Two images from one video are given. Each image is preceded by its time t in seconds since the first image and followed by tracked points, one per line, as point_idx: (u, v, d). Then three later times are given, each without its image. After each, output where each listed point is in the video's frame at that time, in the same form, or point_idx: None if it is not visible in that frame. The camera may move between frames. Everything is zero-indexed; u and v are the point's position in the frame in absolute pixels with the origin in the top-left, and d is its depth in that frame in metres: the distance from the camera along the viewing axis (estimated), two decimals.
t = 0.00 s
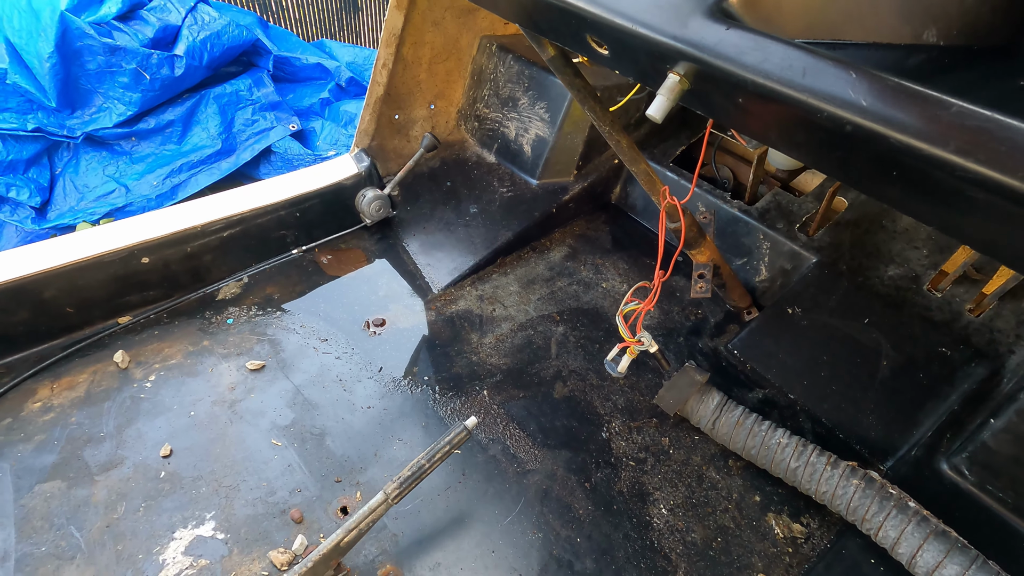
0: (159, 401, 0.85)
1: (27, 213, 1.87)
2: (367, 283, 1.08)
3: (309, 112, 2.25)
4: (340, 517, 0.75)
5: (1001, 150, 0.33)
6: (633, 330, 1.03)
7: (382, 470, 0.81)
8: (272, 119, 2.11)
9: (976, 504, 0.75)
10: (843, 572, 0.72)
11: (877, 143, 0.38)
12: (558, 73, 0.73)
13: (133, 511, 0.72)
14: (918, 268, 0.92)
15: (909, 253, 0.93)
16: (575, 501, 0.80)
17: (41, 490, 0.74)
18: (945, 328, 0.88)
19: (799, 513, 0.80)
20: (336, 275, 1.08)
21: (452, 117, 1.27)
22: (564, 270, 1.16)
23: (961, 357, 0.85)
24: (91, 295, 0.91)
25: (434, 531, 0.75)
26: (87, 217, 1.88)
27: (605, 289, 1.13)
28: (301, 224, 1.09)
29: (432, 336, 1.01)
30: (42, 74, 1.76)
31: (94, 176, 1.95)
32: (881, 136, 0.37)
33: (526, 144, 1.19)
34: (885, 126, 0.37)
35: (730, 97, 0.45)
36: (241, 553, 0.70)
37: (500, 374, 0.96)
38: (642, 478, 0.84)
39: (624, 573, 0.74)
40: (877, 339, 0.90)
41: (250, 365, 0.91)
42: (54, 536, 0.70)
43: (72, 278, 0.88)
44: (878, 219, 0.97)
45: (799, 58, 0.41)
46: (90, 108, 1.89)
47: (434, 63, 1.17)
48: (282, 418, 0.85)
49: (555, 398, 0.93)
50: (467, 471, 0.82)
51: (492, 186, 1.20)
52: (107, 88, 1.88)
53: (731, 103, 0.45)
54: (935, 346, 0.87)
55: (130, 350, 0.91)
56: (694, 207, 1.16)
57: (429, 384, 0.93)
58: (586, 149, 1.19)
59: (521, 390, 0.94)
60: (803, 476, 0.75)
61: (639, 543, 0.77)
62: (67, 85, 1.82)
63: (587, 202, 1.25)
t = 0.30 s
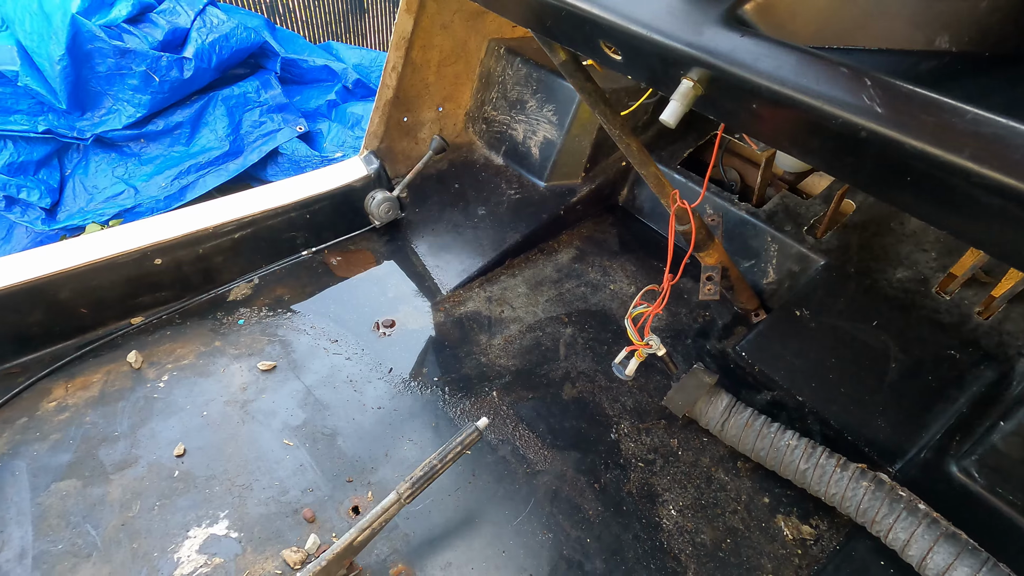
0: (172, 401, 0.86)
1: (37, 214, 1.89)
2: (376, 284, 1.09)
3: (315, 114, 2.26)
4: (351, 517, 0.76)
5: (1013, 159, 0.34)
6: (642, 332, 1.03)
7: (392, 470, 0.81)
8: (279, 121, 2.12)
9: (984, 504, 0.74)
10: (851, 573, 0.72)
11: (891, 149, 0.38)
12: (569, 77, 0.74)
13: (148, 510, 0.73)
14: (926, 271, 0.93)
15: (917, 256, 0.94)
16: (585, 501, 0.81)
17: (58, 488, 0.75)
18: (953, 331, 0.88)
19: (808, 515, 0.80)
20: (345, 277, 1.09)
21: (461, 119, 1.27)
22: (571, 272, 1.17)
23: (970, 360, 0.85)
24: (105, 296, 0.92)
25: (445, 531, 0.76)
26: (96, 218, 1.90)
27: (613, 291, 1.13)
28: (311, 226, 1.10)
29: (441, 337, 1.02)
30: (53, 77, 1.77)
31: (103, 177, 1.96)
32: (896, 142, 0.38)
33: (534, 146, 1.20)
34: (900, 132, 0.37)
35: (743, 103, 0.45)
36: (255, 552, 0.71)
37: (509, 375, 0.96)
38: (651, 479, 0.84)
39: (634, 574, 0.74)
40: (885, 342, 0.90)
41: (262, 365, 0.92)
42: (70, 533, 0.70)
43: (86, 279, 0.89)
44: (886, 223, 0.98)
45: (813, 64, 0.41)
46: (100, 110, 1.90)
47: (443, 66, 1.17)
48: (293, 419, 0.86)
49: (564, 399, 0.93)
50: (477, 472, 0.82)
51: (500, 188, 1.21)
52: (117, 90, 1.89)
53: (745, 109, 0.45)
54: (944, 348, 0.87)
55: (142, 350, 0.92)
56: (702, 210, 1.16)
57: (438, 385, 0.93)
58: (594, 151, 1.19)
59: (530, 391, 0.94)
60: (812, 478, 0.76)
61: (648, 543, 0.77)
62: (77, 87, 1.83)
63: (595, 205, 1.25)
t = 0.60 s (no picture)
0: (189, 389, 0.87)
1: (51, 210, 1.91)
2: (388, 278, 1.10)
3: (324, 113, 2.28)
4: (366, 503, 0.77)
5: None
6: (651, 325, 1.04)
7: (406, 458, 0.83)
8: (289, 120, 2.14)
9: (991, 495, 0.76)
10: (861, 562, 0.74)
11: (904, 136, 0.39)
12: (582, 72, 0.75)
13: (168, 495, 0.75)
14: (934, 266, 0.94)
15: (924, 252, 0.95)
16: (595, 490, 0.82)
17: (80, 473, 0.76)
18: (960, 325, 0.89)
19: (816, 505, 0.81)
20: (358, 271, 1.11)
21: (471, 116, 1.29)
22: (580, 267, 1.18)
23: (977, 354, 0.86)
24: (124, 287, 0.94)
25: (458, 518, 0.77)
26: (108, 215, 1.92)
27: (622, 285, 1.15)
28: (324, 220, 1.11)
29: (452, 330, 1.03)
30: (68, 74, 1.80)
31: (115, 174, 1.99)
32: (908, 129, 0.39)
33: (544, 143, 1.21)
34: (912, 119, 0.38)
35: (758, 93, 0.46)
36: (273, 536, 0.73)
37: (520, 367, 0.98)
38: (660, 469, 0.85)
39: (644, 560, 0.76)
40: (893, 336, 0.91)
41: (277, 356, 0.93)
42: (93, 516, 0.72)
43: (106, 270, 0.91)
44: (893, 219, 1.00)
45: (827, 53, 0.42)
46: (113, 108, 1.93)
47: (454, 63, 1.19)
48: (308, 408, 0.87)
49: (574, 391, 0.94)
50: (489, 460, 0.83)
51: (510, 184, 1.22)
52: (129, 88, 1.92)
53: (759, 99, 0.47)
54: (951, 342, 0.88)
55: (160, 340, 0.94)
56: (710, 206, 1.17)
57: (450, 376, 0.95)
58: (603, 148, 1.21)
59: (540, 383, 0.96)
60: (820, 468, 0.77)
61: (658, 531, 0.78)
62: (91, 85, 1.86)
63: (603, 201, 1.27)
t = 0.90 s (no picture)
0: (204, 377, 0.89)
1: (63, 206, 1.93)
2: (399, 270, 1.11)
3: (333, 110, 2.29)
4: (379, 489, 0.78)
5: None
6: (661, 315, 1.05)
7: (418, 445, 0.84)
8: (297, 117, 2.16)
9: (1000, 484, 0.76)
10: (868, 550, 0.74)
11: (917, 117, 0.40)
12: (594, 63, 0.76)
13: (185, 479, 0.76)
14: (942, 259, 0.94)
15: (933, 245, 0.96)
16: (605, 478, 0.83)
17: (98, 457, 0.78)
18: (969, 317, 0.89)
19: (824, 494, 0.81)
20: (369, 263, 1.12)
21: (480, 112, 1.30)
22: (589, 261, 1.19)
23: (986, 346, 0.86)
24: (141, 277, 0.95)
25: (469, 505, 0.78)
26: (120, 210, 1.94)
27: (630, 279, 1.15)
28: (336, 213, 1.13)
29: (462, 321, 1.04)
30: (81, 71, 1.82)
31: (126, 170, 2.00)
32: (921, 110, 0.39)
33: (553, 138, 1.22)
34: (926, 99, 0.39)
35: (772, 78, 0.47)
36: (289, 520, 0.74)
37: (530, 358, 0.99)
38: (669, 458, 0.86)
39: (654, 547, 0.76)
40: (901, 328, 0.92)
41: (290, 346, 0.95)
42: (112, 499, 0.74)
43: (122, 260, 0.92)
44: (902, 212, 1.01)
45: (841, 37, 0.43)
46: (124, 104, 1.95)
47: (463, 59, 1.20)
48: (321, 396, 0.88)
49: (583, 381, 0.95)
50: (500, 448, 0.84)
51: (519, 178, 1.23)
52: (141, 85, 1.94)
53: (772, 84, 0.47)
54: (960, 334, 0.88)
55: (175, 330, 0.95)
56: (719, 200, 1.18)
57: (460, 367, 0.96)
58: (611, 142, 1.22)
59: (550, 373, 0.96)
60: (829, 456, 0.77)
61: (668, 519, 0.79)
62: (103, 82, 1.88)
63: (611, 195, 1.27)
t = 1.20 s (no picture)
0: (220, 370, 0.90)
1: (76, 203, 1.95)
2: (410, 267, 1.13)
3: (341, 109, 2.31)
4: (393, 479, 0.80)
5: None
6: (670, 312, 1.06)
7: (430, 438, 0.85)
8: (307, 116, 2.17)
9: (1006, 480, 0.77)
10: (875, 542, 0.75)
11: (927, 114, 0.41)
12: (607, 62, 0.77)
13: (203, 469, 0.78)
14: (949, 257, 0.95)
15: (940, 243, 0.97)
16: (614, 471, 0.84)
17: (118, 446, 0.79)
18: (976, 315, 0.90)
19: (831, 489, 0.82)
20: (380, 260, 1.14)
21: (490, 111, 1.31)
22: (598, 259, 1.20)
23: (992, 343, 0.87)
24: (158, 271, 0.97)
25: (480, 496, 0.79)
26: (132, 208, 1.96)
27: (639, 276, 1.16)
28: (348, 210, 1.14)
29: (472, 317, 1.06)
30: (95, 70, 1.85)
31: (138, 168, 2.03)
32: (931, 106, 0.40)
33: (562, 136, 1.23)
34: (936, 96, 0.40)
35: (785, 76, 0.48)
36: (304, 509, 0.75)
37: (539, 353, 1.00)
38: (678, 452, 0.87)
39: (662, 539, 0.78)
40: (908, 325, 0.93)
41: (303, 340, 0.96)
42: (132, 487, 0.75)
43: (140, 255, 0.94)
44: (910, 211, 1.01)
45: (854, 36, 0.44)
46: (137, 103, 1.97)
47: (474, 58, 1.21)
48: (335, 389, 0.90)
49: (592, 376, 0.96)
50: (511, 441, 0.86)
51: (528, 176, 1.24)
52: (153, 84, 1.96)
53: (784, 82, 0.49)
54: (967, 331, 0.89)
55: (191, 323, 0.97)
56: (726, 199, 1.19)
57: (471, 362, 0.97)
58: (620, 141, 1.23)
59: (559, 368, 0.98)
60: (836, 450, 0.78)
61: (676, 511, 0.80)
62: (116, 80, 1.91)
63: (620, 194, 1.28)
